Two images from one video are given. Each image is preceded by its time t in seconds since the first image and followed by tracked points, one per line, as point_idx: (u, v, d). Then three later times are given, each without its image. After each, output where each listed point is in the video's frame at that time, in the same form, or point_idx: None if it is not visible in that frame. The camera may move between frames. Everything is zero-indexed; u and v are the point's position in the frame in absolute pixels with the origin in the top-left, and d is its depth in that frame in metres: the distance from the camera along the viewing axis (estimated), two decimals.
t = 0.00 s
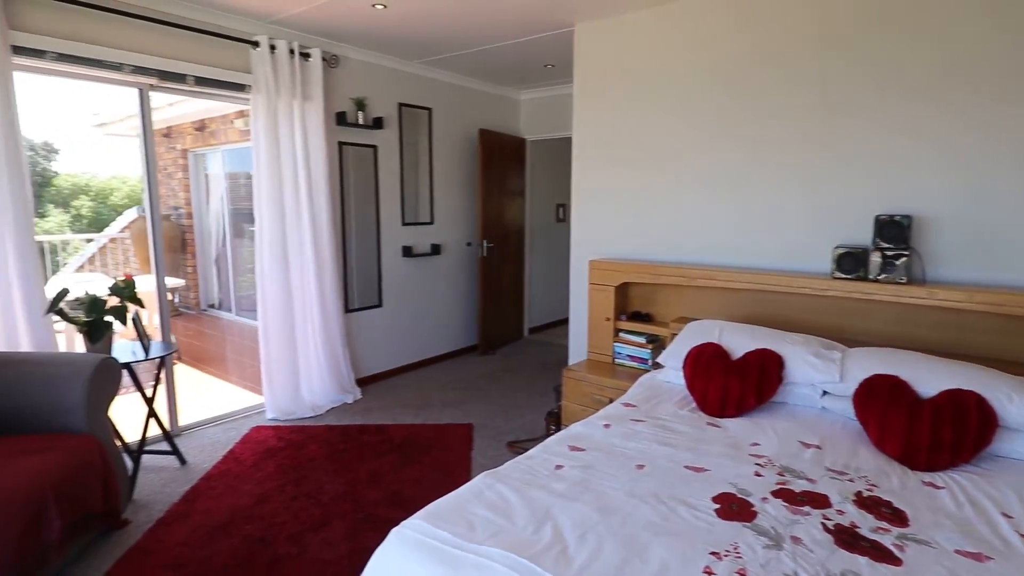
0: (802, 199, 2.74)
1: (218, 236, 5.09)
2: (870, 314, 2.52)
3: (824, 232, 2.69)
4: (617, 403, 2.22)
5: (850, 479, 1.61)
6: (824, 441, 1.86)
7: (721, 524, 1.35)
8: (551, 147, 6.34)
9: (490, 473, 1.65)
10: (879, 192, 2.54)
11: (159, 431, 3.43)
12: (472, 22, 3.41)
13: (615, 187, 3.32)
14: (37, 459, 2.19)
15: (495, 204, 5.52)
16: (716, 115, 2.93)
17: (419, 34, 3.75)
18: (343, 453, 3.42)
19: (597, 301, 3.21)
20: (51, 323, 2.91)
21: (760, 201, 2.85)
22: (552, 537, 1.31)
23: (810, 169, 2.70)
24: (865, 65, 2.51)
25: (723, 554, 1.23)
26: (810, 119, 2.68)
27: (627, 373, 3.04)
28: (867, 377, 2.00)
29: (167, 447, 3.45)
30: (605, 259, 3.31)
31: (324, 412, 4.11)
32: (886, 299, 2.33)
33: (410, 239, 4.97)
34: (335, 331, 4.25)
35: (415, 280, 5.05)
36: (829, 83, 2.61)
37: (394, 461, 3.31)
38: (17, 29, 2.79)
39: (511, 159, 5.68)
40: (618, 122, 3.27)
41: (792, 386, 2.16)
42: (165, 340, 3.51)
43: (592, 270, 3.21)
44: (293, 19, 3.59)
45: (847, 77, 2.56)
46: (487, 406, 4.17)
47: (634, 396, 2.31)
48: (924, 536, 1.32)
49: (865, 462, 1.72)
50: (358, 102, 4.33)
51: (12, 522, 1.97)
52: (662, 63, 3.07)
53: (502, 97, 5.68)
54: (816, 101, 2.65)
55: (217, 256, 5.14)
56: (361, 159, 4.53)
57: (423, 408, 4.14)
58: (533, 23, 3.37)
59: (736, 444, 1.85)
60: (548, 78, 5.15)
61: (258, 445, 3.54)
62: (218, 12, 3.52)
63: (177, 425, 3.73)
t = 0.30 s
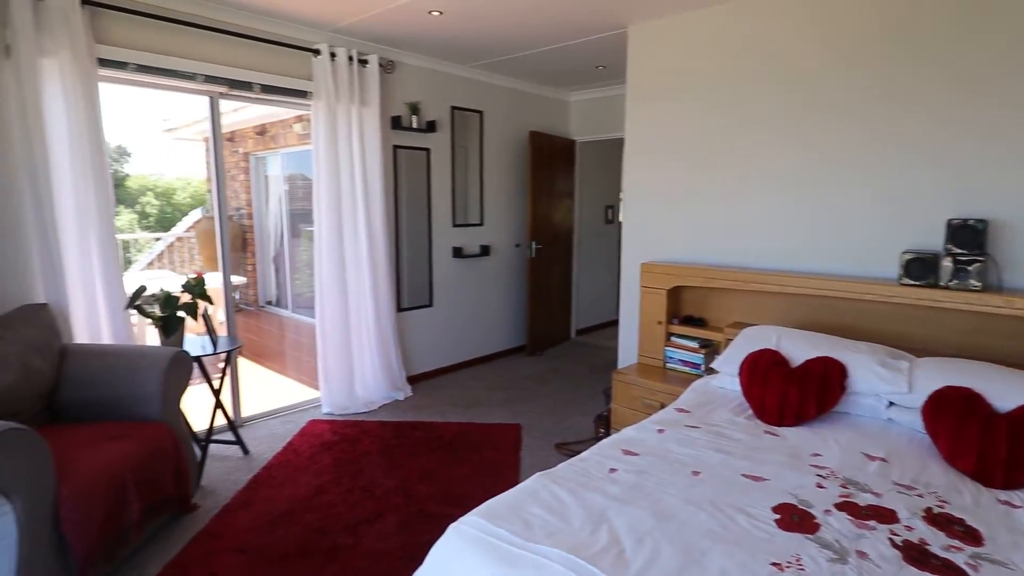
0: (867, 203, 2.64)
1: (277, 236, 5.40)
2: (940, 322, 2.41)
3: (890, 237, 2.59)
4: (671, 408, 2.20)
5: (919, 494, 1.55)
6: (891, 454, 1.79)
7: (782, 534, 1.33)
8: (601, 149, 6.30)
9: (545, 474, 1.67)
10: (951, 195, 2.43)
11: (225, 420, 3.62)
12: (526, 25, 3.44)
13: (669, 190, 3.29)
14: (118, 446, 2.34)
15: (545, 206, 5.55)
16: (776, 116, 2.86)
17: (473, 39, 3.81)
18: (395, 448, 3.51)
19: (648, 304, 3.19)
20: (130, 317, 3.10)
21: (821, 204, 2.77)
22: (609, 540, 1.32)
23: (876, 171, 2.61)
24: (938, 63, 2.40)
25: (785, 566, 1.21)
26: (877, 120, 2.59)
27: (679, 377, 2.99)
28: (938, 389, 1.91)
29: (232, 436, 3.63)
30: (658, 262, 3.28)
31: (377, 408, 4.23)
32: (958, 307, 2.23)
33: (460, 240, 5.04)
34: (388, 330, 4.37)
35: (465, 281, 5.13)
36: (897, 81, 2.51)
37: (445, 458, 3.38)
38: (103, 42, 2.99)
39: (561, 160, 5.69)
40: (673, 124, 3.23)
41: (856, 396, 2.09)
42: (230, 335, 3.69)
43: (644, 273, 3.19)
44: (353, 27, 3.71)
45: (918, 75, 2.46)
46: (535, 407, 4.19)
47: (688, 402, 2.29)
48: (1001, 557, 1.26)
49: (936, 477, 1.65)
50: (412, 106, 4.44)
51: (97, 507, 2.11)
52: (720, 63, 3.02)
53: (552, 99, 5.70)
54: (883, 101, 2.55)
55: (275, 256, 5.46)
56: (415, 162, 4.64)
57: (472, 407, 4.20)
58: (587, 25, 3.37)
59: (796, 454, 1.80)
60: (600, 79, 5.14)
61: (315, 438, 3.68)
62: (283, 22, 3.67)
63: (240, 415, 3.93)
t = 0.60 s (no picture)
0: (932, 205, 2.54)
1: (327, 235, 5.49)
2: (1011, 330, 2.30)
3: (957, 241, 2.49)
4: (722, 414, 2.17)
5: (989, 510, 1.49)
6: (957, 468, 1.72)
7: (843, 546, 1.30)
8: (647, 149, 6.24)
9: (595, 477, 1.67)
10: None
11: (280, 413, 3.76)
12: (573, 26, 3.45)
13: (720, 192, 3.24)
14: (185, 435, 2.47)
15: (590, 207, 5.53)
16: (834, 116, 2.78)
17: (522, 41, 3.83)
18: (442, 446, 3.58)
19: (698, 308, 3.14)
20: (196, 313, 3.26)
21: (882, 206, 2.68)
22: (663, 545, 1.31)
23: (943, 172, 2.50)
24: (1012, 58, 2.30)
25: None
26: (944, 119, 2.48)
27: (728, 382, 2.94)
28: (1010, 401, 1.83)
29: (286, 429, 3.77)
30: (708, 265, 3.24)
31: (423, 405, 4.31)
32: None
33: (506, 241, 5.08)
34: (434, 329, 4.45)
35: (510, 281, 5.17)
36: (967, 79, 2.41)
37: (490, 457, 3.42)
38: (173, 52, 3.15)
39: (607, 161, 5.66)
40: (725, 124, 3.18)
41: (919, 406, 2.02)
42: (285, 331, 3.83)
43: (694, 276, 3.15)
44: (404, 33, 3.80)
45: (990, 72, 2.35)
46: (580, 408, 4.19)
47: (740, 408, 2.25)
48: None
49: (1008, 493, 1.58)
50: (461, 109, 4.50)
51: (166, 492, 2.24)
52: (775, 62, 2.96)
53: (599, 99, 5.67)
54: (952, 99, 2.45)
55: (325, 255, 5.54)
56: (462, 164, 4.70)
57: (517, 407, 4.23)
58: (638, 25, 3.35)
59: (855, 464, 1.75)
60: (648, 79, 5.09)
61: (364, 433, 3.78)
62: (338, 29, 3.79)
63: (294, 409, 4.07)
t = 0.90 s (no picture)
0: (1011, 209, 2.41)
1: (379, 234, 5.70)
2: None
3: None
4: (780, 423, 2.13)
5: None
6: None
7: (912, 565, 1.26)
8: (699, 149, 6.12)
9: (649, 482, 1.67)
10: None
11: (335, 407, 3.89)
12: (627, 27, 3.43)
13: (778, 194, 3.16)
14: (250, 425, 2.60)
15: (640, 208, 5.48)
16: (903, 116, 2.67)
17: (574, 43, 3.84)
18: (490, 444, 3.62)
19: (753, 313, 3.07)
20: (258, 310, 3.40)
21: (955, 211, 2.56)
22: (721, 554, 1.30)
23: None
24: None
25: None
26: None
27: (785, 390, 2.86)
28: None
29: (340, 423, 3.90)
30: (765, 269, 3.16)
31: (472, 404, 4.37)
32: None
33: (555, 242, 5.09)
34: (483, 328, 4.50)
35: (559, 283, 5.18)
36: None
37: (538, 457, 3.44)
38: (242, 61, 3.31)
39: (658, 162, 5.59)
40: (785, 125, 3.10)
41: (995, 421, 1.92)
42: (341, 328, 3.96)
43: (749, 280, 3.08)
44: (459, 37, 3.87)
45: None
46: (628, 412, 4.16)
47: (798, 417, 2.19)
48: None
49: None
50: (512, 111, 4.55)
51: (233, 478, 2.36)
52: (839, 60, 2.86)
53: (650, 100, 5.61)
54: None
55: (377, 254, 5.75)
56: (513, 166, 4.74)
57: (565, 409, 4.24)
58: (694, 25, 3.30)
59: (923, 480, 1.69)
60: (702, 79, 5.00)
61: (414, 429, 3.87)
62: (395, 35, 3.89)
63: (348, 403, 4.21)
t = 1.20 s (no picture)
0: None
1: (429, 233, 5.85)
2: None
3: None
4: (843, 433, 2.06)
5: None
6: None
7: None
8: (757, 149, 5.95)
9: (706, 489, 1.65)
10: None
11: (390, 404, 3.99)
12: (685, 26, 3.38)
13: (843, 196, 3.04)
14: (311, 419, 2.71)
15: (694, 210, 5.37)
16: (982, 114, 2.54)
17: (629, 44, 3.81)
18: (540, 445, 3.64)
19: (814, 319, 2.97)
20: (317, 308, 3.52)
21: None
22: (782, 565, 1.28)
23: None
24: None
25: None
26: None
27: (848, 400, 2.76)
28: None
29: (394, 420, 4.00)
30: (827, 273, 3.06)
31: (521, 404, 4.40)
32: None
33: (606, 244, 5.06)
34: (534, 330, 4.52)
35: (609, 285, 5.14)
36: None
37: (588, 460, 3.43)
38: (307, 69, 3.45)
39: (713, 163, 5.47)
40: (850, 124, 2.99)
41: None
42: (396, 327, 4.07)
43: (811, 285, 2.98)
44: (513, 41, 3.91)
45: None
46: (679, 417, 4.09)
47: (863, 428, 2.11)
48: None
49: None
50: (565, 113, 4.56)
51: (295, 469, 2.47)
52: (911, 57, 2.74)
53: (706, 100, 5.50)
54: None
55: (427, 253, 5.91)
56: (565, 168, 4.75)
57: (614, 412, 4.21)
58: (756, 22, 3.22)
59: (1001, 498, 1.60)
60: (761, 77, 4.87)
61: (465, 428, 3.94)
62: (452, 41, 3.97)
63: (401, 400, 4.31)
